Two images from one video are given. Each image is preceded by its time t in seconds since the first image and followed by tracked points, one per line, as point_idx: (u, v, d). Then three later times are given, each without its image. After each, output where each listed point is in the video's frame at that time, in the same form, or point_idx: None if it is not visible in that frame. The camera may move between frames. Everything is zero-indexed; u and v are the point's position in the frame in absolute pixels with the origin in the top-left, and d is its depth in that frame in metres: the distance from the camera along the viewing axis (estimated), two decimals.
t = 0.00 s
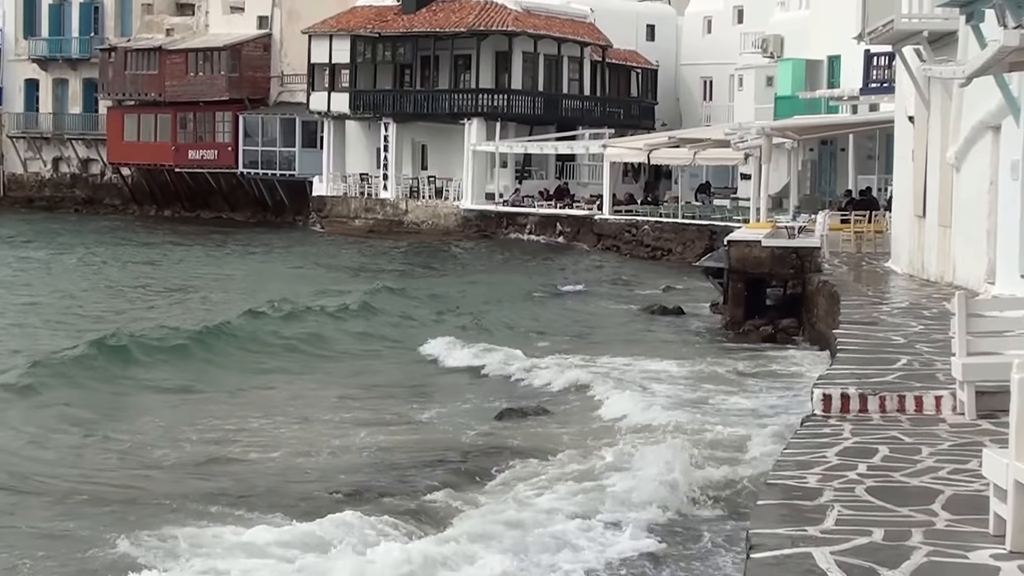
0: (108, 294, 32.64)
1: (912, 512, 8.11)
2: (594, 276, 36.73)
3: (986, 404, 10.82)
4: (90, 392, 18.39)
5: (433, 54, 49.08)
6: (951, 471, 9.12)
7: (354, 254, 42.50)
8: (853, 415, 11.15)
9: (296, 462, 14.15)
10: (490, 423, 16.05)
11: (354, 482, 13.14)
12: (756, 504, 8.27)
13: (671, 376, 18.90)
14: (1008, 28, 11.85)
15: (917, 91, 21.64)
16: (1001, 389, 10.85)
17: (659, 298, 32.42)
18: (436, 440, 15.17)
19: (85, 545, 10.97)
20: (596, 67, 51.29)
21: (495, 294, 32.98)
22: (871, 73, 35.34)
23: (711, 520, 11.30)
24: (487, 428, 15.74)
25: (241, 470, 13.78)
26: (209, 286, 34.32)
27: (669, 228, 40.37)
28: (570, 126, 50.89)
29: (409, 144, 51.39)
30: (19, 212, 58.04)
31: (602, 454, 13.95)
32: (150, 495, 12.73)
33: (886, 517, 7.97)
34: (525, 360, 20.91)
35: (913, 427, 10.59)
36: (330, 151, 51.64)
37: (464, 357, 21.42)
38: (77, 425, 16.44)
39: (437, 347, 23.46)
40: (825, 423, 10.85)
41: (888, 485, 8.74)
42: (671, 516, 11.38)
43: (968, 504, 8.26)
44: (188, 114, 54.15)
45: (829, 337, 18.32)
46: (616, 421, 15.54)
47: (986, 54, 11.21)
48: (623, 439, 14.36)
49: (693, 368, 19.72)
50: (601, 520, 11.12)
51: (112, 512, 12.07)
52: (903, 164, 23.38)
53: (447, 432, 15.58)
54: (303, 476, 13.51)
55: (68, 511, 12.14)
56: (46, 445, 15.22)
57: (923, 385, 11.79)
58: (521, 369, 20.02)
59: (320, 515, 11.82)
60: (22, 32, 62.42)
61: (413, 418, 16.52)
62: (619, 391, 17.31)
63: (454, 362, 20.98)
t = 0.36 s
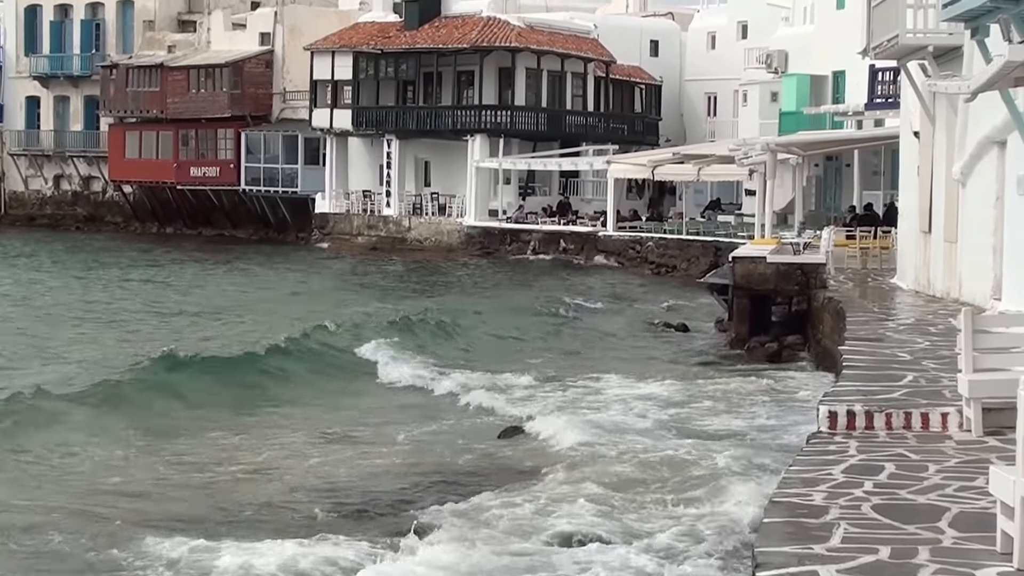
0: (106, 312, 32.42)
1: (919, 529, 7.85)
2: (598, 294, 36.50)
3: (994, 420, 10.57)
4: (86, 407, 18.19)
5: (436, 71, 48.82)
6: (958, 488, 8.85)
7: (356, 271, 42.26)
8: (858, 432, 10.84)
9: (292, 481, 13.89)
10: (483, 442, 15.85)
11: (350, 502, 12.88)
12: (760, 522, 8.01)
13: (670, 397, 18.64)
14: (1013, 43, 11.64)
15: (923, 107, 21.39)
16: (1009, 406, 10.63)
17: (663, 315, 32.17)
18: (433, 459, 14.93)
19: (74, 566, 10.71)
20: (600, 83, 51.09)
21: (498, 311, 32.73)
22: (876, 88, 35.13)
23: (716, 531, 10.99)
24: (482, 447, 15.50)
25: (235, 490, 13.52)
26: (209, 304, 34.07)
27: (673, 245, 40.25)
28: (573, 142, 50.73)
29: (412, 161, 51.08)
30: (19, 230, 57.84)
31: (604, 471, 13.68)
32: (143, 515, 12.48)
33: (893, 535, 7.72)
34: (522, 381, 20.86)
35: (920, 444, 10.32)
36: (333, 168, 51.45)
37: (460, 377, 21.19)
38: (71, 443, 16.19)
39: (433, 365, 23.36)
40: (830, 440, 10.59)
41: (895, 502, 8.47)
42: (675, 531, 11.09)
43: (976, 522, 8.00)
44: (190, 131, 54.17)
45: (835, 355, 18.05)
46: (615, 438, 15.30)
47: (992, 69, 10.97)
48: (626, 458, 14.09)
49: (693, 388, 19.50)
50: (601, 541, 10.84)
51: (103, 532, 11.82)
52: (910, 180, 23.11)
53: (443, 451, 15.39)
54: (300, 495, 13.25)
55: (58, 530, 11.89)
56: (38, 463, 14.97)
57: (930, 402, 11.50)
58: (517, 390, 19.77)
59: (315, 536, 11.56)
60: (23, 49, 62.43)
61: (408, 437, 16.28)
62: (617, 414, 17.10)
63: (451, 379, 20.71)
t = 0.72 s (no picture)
0: (107, 328, 32.41)
1: (921, 544, 7.81)
2: (600, 310, 36.44)
3: (995, 435, 10.51)
4: (86, 420, 18.16)
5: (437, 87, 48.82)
6: (960, 503, 8.81)
7: (357, 288, 42.26)
8: (860, 447, 10.80)
9: (292, 499, 13.85)
10: (480, 453, 15.79)
11: (347, 520, 12.84)
12: (762, 538, 7.97)
13: (667, 415, 18.58)
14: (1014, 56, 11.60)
15: (923, 122, 21.37)
16: (1010, 420, 10.58)
17: (665, 330, 32.11)
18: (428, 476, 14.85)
19: None
20: (601, 99, 51.13)
21: (499, 326, 32.67)
22: (877, 103, 35.10)
23: (720, 558, 10.95)
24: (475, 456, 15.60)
25: (236, 508, 13.49)
26: (209, 321, 34.03)
27: (676, 260, 40.37)
28: (575, 158, 50.77)
29: (413, 177, 51.17)
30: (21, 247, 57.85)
31: (606, 491, 13.63)
32: (144, 535, 12.44)
33: (895, 550, 7.68)
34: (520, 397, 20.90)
35: (922, 459, 10.28)
36: (334, 184, 51.47)
37: (457, 397, 21.11)
38: (71, 460, 16.16)
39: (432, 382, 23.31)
40: (832, 455, 10.56)
41: (897, 518, 8.43)
42: (679, 557, 11.05)
43: (978, 536, 7.96)
44: (191, 148, 54.25)
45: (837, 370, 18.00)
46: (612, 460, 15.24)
47: (993, 83, 10.94)
48: (628, 479, 14.04)
49: (692, 406, 19.43)
50: (604, 565, 10.81)
51: (104, 552, 11.78)
52: (911, 195, 23.08)
53: (441, 464, 15.39)
54: (298, 514, 13.21)
55: (58, 550, 11.85)
56: (39, 481, 14.93)
57: (931, 418, 11.46)
58: (514, 409, 19.73)
59: (316, 557, 11.52)
60: (24, 66, 62.58)
61: (404, 453, 16.24)
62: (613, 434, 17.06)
63: (449, 399, 20.67)
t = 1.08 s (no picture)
0: (109, 345, 32.42)
1: (924, 560, 7.77)
2: (602, 325, 36.40)
3: (997, 450, 10.47)
4: (86, 448, 18.13)
5: (437, 103, 48.82)
6: (963, 519, 8.77)
7: (358, 303, 42.30)
8: (862, 462, 10.77)
9: (291, 519, 13.81)
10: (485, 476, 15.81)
11: (351, 537, 12.82)
12: (763, 553, 7.94)
13: (669, 432, 18.56)
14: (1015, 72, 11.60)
15: (924, 136, 21.38)
16: (1013, 435, 10.54)
17: (667, 346, 32.08)
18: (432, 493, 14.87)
19: None
20: (602, 115, 51.15)
21: (501, 342, 32.63)
22: (878, 118, 35.07)
23: None
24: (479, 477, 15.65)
25: (236, 528, 13.45)
26: (210, 337, 34.01)
27: (676, 277, 40.93)
28: (576, 174, 50.77)
29: (414, 194, 51.19)
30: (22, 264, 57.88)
31: (608, 511, 13.59)
32: (142, 557, 12.41)
33: (898, 565, 7.66)
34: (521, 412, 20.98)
35: (925, 474, 10.24)
36: (335, 200, 51.48)
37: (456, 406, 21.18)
38: (70, 478, 16.11)
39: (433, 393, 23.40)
40: (835, 470, 10.53)
41: (900, 533, 8.39)
42: None
43: (980, 552, 7.93)
44: (192, 165, 54.33)
45: (839, 384, 18.04)
46: (612, 478, 15.26)
47: (994, 98, 10.93)
48: (628, 500, 13.99)
49: (693, 423, 19.46)
50: None
51: None
52: (912, 210, 23.07)
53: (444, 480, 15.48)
54: (301, 532, 13.18)
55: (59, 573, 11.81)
56: (39, 500, 14.90)
57: (934, 432, 11.42)
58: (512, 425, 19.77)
59: None
60: (26, 83, 62.68)
61: (405, 468, 16.27)
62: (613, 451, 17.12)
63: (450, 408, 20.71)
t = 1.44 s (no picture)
0: (110, 362, 32.40)
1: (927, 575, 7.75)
2: (603, 341, 36.40)
3: (999, 465, 10.45)
4: (84, 467, 18.08)
5: (438, 119, 48.81)
6: (966, 534, 8.74)
7: (360, 319, 42.30)
8: (864, 478, 10.74)
9: (289, 536, 13.76)
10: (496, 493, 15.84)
11: (357, 555, 12.80)
12: (766, 569, 7.91)
13: (669, 449, 18.51)
14: (1015, 88, 11.61)
15: (925, 151, 21.38)
16: (1016, 450, 10.51)
17: (668, 361, 32.03)
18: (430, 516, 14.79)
19: None
20: (603, 130, 51.20)
21: (503, 358, 32.61)
22: (879, 133, 35.07)
23: None
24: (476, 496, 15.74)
25: (234, 547, 13.41)
26: (212, 353, 33.97)
27: (678, 291, 40.87)
28: (577, 190, 50.76)
29: (415, 210, 51.09)
30: (24, 282, 57.86)
31: (608, 528, 13.54)
32: None
33: None
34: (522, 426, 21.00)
35: (927, 490, 10.21)
36: (336, 217, 51.46)
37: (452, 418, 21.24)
38: (70, 497, 16.06)
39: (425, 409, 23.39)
40: (837, 486, 10.51)
41: (902, 549, 8.36)
42: None
43: (982, 567, 7.90)
44: (193, 182, 54.36)
45: (841, 399, 18.02)
46: (613, 495, 15.26)
47: (994, 113, 10.94)
48: (628, 517, 13.94)
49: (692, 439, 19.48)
50: None
51: None
52: (914, 225, 23.07)
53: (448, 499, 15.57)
54: (304, 550, 13.15)
55: None
56: (38, 518, 14.87)
57: (936, 447, 11.41)
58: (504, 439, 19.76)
59: None
60: (28, 100, 62.77)
61: (414, 488, 16.28)
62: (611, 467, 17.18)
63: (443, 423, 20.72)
